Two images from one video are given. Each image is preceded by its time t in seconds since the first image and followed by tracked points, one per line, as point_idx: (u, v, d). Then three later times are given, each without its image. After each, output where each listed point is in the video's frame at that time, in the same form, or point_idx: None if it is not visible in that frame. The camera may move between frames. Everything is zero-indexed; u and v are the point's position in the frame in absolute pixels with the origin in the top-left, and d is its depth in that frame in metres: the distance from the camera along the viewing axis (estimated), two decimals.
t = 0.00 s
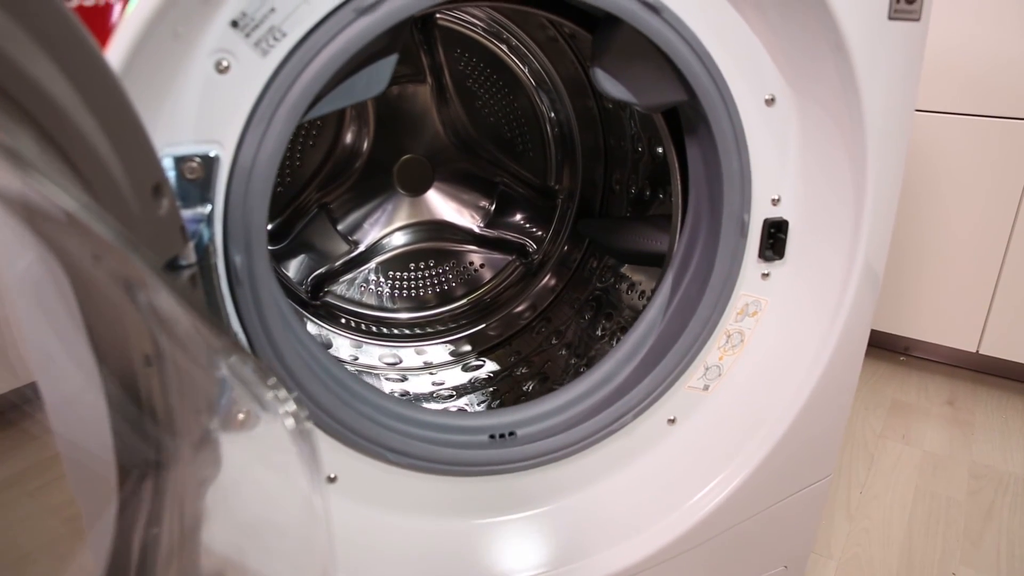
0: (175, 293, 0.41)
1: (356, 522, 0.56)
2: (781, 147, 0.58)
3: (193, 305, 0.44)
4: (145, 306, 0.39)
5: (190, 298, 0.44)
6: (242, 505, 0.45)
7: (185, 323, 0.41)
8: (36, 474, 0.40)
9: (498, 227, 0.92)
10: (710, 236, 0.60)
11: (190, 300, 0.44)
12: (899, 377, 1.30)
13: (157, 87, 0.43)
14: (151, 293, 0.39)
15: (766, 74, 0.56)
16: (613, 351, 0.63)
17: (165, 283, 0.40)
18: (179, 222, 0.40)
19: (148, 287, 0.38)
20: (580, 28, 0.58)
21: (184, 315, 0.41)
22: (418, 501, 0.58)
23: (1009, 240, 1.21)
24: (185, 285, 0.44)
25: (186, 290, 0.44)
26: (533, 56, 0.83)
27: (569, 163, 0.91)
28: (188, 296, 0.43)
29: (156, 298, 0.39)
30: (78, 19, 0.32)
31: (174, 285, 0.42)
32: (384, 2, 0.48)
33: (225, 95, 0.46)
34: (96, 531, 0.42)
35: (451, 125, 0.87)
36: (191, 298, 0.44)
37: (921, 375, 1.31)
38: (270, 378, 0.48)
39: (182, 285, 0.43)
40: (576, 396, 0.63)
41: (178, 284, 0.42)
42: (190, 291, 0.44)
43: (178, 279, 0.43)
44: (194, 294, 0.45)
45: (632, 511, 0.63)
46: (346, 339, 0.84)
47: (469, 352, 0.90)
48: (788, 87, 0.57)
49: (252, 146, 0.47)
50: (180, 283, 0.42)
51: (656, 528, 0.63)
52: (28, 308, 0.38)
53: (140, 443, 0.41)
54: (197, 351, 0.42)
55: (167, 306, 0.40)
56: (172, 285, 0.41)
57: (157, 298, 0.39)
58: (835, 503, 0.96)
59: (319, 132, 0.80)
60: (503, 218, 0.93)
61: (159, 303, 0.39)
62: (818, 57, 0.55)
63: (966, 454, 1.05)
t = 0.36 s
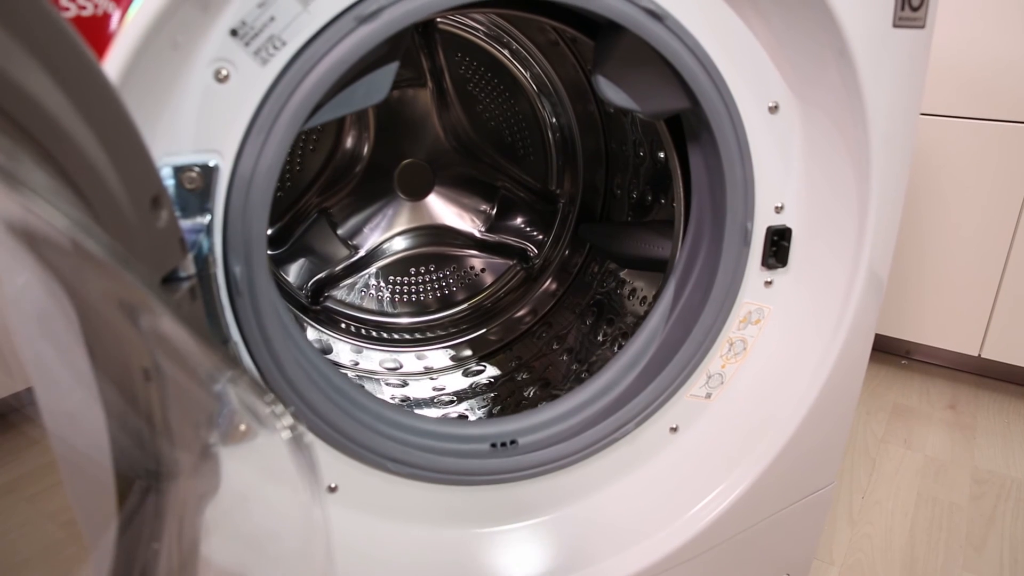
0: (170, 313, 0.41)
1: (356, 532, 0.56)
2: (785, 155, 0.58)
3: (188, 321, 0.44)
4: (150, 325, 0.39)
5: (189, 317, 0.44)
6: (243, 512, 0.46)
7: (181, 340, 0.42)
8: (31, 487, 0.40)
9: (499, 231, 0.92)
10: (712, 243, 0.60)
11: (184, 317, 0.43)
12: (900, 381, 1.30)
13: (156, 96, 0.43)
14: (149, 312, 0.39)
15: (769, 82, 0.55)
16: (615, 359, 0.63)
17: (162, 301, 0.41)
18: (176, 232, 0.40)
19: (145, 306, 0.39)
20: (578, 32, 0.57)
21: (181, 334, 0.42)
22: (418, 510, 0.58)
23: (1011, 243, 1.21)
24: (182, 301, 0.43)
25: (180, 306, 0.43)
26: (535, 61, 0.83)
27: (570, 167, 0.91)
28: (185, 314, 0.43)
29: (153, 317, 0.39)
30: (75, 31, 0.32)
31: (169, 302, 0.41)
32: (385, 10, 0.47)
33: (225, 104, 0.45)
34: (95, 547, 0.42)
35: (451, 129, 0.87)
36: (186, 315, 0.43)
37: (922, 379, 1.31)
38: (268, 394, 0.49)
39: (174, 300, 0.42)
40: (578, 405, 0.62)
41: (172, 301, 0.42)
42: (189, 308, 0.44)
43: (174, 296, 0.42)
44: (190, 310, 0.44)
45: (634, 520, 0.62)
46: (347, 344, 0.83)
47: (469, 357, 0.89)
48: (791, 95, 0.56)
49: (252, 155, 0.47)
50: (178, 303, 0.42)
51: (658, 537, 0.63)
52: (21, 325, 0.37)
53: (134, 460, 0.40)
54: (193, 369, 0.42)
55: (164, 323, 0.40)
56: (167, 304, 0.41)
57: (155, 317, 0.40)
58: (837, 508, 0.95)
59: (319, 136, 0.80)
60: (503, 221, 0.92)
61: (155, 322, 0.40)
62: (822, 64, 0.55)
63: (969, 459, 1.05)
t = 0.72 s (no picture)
0: (167, 332, 0.40)
1: (357, 540, 0.55)
2: (788, 161, 0.57)
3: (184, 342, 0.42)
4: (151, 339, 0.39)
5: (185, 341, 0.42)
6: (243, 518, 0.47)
7: (181, 354, 0.41)
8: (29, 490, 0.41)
9: (500, 235, 0.92)
10: (715, 250, 0.59)
11: (180, 337, 0.42)
12: (902, 384, 1.30)
13: (155, 104, 0.43)
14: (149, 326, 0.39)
15: (772, 88, 0.55)
16: (616, 366, 0.63)
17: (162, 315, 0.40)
18: (175, 241, 0.40)
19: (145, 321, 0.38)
20: (579, 38, 0.57)
21: (181, 347, 0.41)
22: (419, 519, 0.58)
23: (1013, 247, 1.20)
24: (179, 322, 0.42)
25: (176, 327, 0.41)
26: (536, 65, 0.83)
27: (571, 171, 0.90)
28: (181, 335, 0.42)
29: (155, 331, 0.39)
30: (70, 39, 0.32)
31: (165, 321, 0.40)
32: (386, 17, 0.47)
33: (224, 112, 0.45)
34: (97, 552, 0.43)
35: (451, 133, 0.87)
36: (183, 335, 0.42)
37: (923, 383, 1.30)
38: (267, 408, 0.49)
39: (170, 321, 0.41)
40: (580, 411, 0.62)
41: (170, 318, 0.40)
42: (186, 330, 0.42)
43: (172, 311, 0.41)
44: (186, 331, 0.42)
45: (636, 527, 0.62)
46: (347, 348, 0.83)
47: (470, 361, 0.89)
48: (794, 100, 0.56)
49: (251, 163, 0.46)
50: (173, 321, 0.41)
51: (661, 544, 0.63)
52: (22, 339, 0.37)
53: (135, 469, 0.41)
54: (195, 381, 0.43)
55: (165, 337, 0.40)
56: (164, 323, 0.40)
57: (157, 331, 0.39)
58: (839, 513, 0.95)
59: (319, 140, 0.79)
60: (504, 224, 0.92)
61: (158, 336, 0.39)
62: (825, 69, 0.55)
63: (971, 463, 1.05)
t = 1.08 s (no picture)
0: (165, 346, 0.40)
1: (356, 548, 0.55)
2: (789, 167, 0.57)
3: (179, 360, 0.41)
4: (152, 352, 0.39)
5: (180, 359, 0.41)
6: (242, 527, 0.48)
7: (179, 364, 0.41)
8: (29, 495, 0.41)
9: (500, 238, 0.91)
10: (716, 256, 0.59)
11: (177, 352, 0.41)
12: (903, 387, 1.29)
13: (153, 111, 0.42)
14: (147, 339, 0.39)
15: (774, 93, 0.55)
16: (617, 372, 0.62)
17: (161, 327, 0.40)
18: (174, 252, 0.40)
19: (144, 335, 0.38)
20: (582, 44, 0.57)
21: (180, 358, 0.41)
22: (419, 526, 0.58)
23: (1015, 249, 1.20)
24: (176, 335, 0.41)
25: (172, 343, 0.41)
26: (537, 68, 0.82)
27: (572, 174, 0.90)
28: (176, 351, 0.41)
29: (155, 344, 0.39)
30: (69, 50, 0.31)
31: (163, 333, 0.40)
32: (387, 23, 0.46)
33: (223, 119, 0.45)
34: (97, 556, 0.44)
35: (451, 136, 0.86)
36: (179, 350, 0.41)
37: (925, 386, 1.30)
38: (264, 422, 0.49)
39: (167, 334, 0.40)
40: (581, 418, 0.62)
41: (167, 330, 0.40)
42: (184, 344, 0.42)
43: (170, 323, 0.40)
44: (184, 346, 0.42)
45: (636, 534, 0.62)
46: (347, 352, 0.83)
47: (470, 364, 0.89)
48: (796, 106, 0.56)
49: (250, 171, 0.46)
50: (171, 334, 0.41)
51: (662, 551, 0.63)
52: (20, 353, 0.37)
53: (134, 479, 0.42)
54: (193, 393, 0.43)
55: (165, 350, 0.40)
56: (162, 336, 0.40)
57: (157, 343, 0.39)
58: (841, 517, 0.95)
59: (319, 143, 0.79)
60: (504, 227, 0.92)
61: (157, 349, 0.39)
62: (827, 75, 0.54)
63: (973, 467, 1.04)
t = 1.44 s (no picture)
0: (163, 359, 0.39)
1: (356, 556, 0.55)
2: (792, 174, 0.57)
3: (175, 374, 0.41)
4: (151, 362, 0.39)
5: (178, 373, 0.41)
6: (244, 536, 0.48)
7: (175, 376, 0.41)
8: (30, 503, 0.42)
9: (501, 242, 0.91)
10: (718, 263, 0.59)
11: (174, 367, 0.40)
12: (904, 391, 1.29)
13: (152, 120, 0.42)
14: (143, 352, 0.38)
15: (777, 100, 0.54)
16: (619, 379, 0.62)
17: (160, 340, 0.39)
18: (173, 262, 0.39)
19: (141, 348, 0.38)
20: (587, 50, 0.57)
21: (177, 370, 0.41)
22: (419, 535, 0.57)
23: (1017, 252, 1.20)
24: (175, 349, 0.40)
25: (169, 358, 0.40)
26: (538, 72, 0.82)
27: (573, 178, 0.90)
28: (171, 368, 0.40)
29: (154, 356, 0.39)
30: (65, 60, 0.31)
31: (161, 346, 0.39)
32: (387, 30, 0.46)
33: (222, 127, 0.44)
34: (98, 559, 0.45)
35: (451, 139, 0.86)
36: (178, 365, 0.41)
37: (926, 389, 1.30)
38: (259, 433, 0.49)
39: (166, 348, 0.40)
40: (582, 425, 0.62)
41: (166, 344, 0.39)
42: (183, 358, 0.41)
43: (169, 336, 0.40)
44: (183, 360, 0.41)
45: (637, 543, 0.61)
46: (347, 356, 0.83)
47: (470, 369, 0.89)
48: (799, 113, 0.55)
49: (250, 180, 0.46)
50: (170, 346, 0.40)
51: (663, 559, 0.62)
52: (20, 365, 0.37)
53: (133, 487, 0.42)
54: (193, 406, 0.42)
55: (163, 362, 0.40)
56: (160, 349, 0.39)
57: (156, 356, 0.39)
58: (842, 522, 0.95)
59: (318, 147, 0.79)
60: (504, 230, 0.91)
61: (155, 361, 0.39)
62: (831, 81, 0.54)
63: (974, 471, 1.04)
